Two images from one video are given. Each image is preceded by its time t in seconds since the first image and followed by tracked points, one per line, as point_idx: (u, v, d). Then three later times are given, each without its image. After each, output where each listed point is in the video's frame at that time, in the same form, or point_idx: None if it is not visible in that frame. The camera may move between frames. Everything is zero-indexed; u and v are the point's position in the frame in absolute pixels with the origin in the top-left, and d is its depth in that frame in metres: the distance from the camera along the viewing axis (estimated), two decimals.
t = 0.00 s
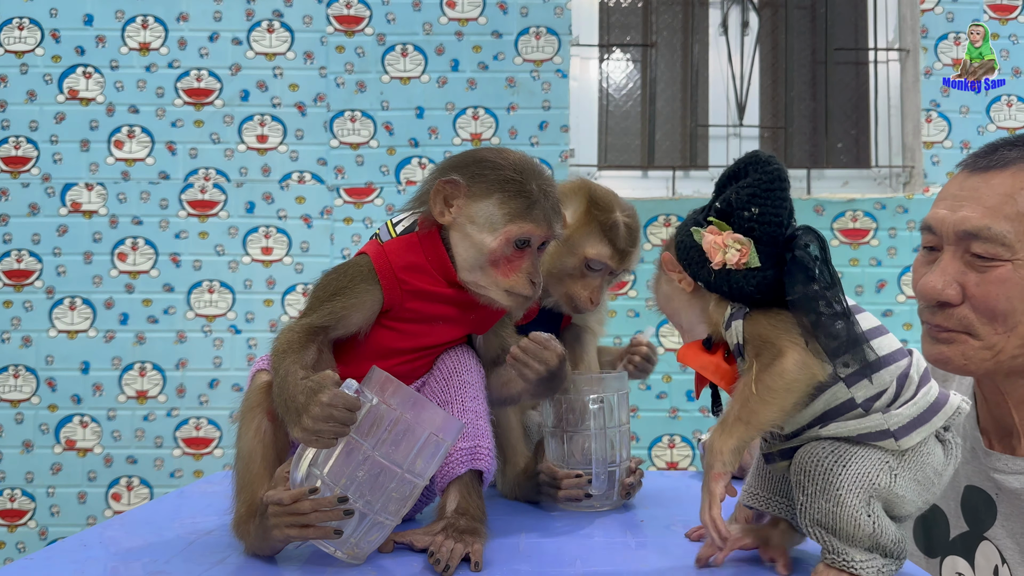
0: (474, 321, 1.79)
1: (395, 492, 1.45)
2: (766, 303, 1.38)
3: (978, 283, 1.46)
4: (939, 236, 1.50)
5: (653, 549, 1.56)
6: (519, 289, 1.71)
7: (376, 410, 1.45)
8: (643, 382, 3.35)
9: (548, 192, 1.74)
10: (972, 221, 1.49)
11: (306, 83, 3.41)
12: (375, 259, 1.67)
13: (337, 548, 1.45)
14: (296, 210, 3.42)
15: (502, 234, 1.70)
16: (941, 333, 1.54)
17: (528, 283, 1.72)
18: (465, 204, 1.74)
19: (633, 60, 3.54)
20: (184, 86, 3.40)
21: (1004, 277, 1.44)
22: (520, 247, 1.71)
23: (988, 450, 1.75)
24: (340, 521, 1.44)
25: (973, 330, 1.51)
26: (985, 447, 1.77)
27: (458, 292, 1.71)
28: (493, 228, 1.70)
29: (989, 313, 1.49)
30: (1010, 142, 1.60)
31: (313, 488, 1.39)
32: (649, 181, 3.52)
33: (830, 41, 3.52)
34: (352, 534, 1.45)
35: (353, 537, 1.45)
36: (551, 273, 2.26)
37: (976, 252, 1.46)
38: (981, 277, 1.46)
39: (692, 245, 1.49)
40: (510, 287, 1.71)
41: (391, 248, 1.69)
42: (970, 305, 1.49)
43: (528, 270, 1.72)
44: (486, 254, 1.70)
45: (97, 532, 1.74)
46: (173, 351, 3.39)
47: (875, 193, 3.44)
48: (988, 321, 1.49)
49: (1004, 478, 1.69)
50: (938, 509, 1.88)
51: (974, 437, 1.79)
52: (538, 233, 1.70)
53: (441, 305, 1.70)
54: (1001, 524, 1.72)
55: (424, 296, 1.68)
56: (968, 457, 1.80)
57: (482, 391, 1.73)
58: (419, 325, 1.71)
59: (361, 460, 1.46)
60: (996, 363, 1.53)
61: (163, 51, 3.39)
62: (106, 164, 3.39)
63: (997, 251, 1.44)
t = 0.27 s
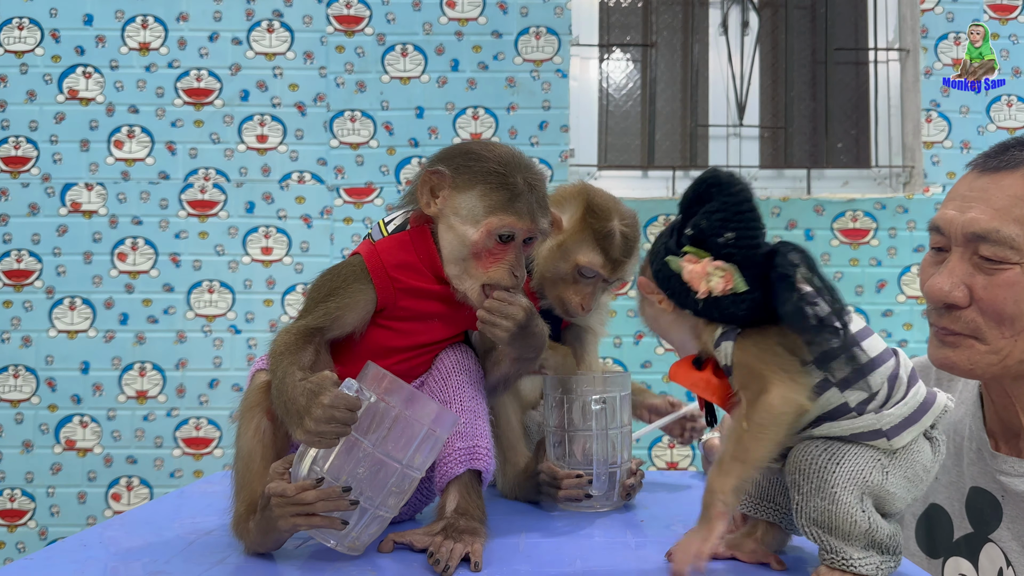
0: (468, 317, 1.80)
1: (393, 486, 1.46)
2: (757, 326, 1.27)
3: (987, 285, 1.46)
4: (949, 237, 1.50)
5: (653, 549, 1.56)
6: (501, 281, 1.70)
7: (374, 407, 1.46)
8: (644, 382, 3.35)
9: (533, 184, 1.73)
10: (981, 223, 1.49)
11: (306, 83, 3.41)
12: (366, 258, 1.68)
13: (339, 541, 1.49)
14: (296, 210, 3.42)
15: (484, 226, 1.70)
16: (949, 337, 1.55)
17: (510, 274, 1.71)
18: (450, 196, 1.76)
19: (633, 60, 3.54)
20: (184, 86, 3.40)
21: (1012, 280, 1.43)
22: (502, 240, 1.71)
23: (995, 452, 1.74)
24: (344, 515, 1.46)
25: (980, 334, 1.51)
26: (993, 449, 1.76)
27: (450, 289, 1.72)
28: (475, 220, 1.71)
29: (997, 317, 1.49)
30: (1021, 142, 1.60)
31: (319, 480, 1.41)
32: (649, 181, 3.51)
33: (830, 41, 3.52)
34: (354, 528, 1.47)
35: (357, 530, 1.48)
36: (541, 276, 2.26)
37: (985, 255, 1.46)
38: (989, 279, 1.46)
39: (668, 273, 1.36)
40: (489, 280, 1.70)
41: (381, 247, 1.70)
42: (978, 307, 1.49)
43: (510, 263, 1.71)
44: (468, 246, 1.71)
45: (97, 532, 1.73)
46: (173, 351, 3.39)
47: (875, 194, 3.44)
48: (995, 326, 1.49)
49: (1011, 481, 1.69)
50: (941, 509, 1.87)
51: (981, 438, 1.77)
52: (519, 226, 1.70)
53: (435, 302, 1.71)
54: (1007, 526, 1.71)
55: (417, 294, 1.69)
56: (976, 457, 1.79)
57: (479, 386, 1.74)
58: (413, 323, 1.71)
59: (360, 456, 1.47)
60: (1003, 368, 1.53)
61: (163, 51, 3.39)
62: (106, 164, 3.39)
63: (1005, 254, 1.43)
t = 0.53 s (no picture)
0: (467, 317, 1.79)
1: (395, 481, 1.48)
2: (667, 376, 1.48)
3: (984, 285, 1.46)
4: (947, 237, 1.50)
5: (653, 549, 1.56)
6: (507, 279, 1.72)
7: (375, 404, 1.47)
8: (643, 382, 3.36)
9: (533, 182, 1.76)
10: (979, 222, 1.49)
11: (307, 83, 3.41)
12: (365, 259, 1.67)
13: (341, 536, 1.51)
14: (296, 210, 3.42)
15: (490, 225, 1.71)
16: (945, 337, 1.54)
17: (516, 272, 1.72)
18: (453, 195, 1.76)
19: (633, 60, 3.54)
20: (184, 86, 3.40)
21: (1009, 280, 1.44)
22: (507, 238, 1.73)
23: (995, 451, 1.73)
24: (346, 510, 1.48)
25: (975, 336, 1.51)
26: (994, 448, 1.75)
27: (449, 288, 1.71)
28: (481, 218, 1.72)
29: (993, 316, 1.48)
30: (1019, 143, 1.59)
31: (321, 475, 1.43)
32: (649, 181, 3.51)
33: (830, 41, 3.52)
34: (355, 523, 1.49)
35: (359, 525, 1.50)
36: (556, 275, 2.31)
37: (982, 254, 1.46)
38: (986, 279, 1.46)
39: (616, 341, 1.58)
40: (497, 277, 1.71)
41: (379, 247, 1.69)
42: (975, 307, 1.48)
43: (515, 260, 1.73)
44: (474, 245, 1.72)
45: (97, 532, 1.73)
46: (173, 351, 3.39)
47: (875, 194, 3.44)
48: (992, 326, 1.48)
49: (1012, 480, 1.67)
50: (941, 507, 1.87)
51: (982, 438, 1.77)
52: (524, 223, 1.72)
53: (433, 302, 1.71)
54: (1006, 525, 1.70)
55: (415, 293, 1.68)
56: (977, 456, 1.79)
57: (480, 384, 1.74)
58: (411, 322, 1.71)
59: (362, 451, 1.48)
60: (999, 368, 1.54)
61: (163, 51, 3.39)
62: (106, 164, 3.39)
63: (1002, 254, 1.44)
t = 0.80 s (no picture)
0: (467, 316, 1.79)
1: (401, 485, 1.51)
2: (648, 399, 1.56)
3: (984, 283, 1.46)
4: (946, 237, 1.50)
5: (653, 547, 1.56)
6: (515, 267, 1.73)
7: (385, 411, 1.50)
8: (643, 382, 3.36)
9: (533, 172, 1.77)
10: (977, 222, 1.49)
11: (307, 83, 3.41)
12: (366, 257, 1.66)
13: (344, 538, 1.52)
14: (296, 210, 3.42)
15: (497, 214, 1.72)
16: (947, 335, 1.54)
17: (523, 261, 1.74)
18: (456, 187, 1.76)
19: (633, 59, 3.54)
20: (184, 86, 3.40)
21: (1008, 278, 1.44)
22: (513, 226, 1.74)
23: (994, 450, 1.72)
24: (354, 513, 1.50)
25: (977, 334, 1.50)
26: (992, 447, 1.74)
27: (450, 286, 1.72)
28: (487, 208, 1.72)
29: (995, 314, 1.48)
30: (1017, 141, 1.59)
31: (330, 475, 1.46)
32: (649, 181, 3.51)
33: (831, 41, 3.52)
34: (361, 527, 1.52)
35: (364, 528, 1.52)
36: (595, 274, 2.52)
37: (982, 252, 1.46)
38: (986, 277, 1.46)
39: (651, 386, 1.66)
40: (504, 267, 1.73)
41: (380, 245, 1.68)
42: (976, 306, 1.48)
43: (522, 249, 1.75)
44: (481, 236, 1.73)
45: (97, 532, 1.74)
46: (173, 351, 3.39)
47: (875, 194, 3.44)
48: (993, 323, 1.48)
49: (1010, 478, 1.67)
50: (940, 506, 1.86)
51: (982, 436, 1.75)
52: (528, 210, 1.74)
53: (435, 301, 1.71)
54: (1005, 524, 1.69)
55: (418, 291, 1.68)
56: (976, 455, 1.77)
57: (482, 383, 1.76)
58: (412, 321, 1.71)
59: (371, 455, 1.52)
60: (1003, 365, 1.52)
61: (163, 51, 3.39)
62: (106, 164, 3.39)
63: (1002, 252, 1.44)
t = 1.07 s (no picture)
0: (467, 311, 1.79)
1: (402, 481, 1.51)
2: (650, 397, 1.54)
3: (1002, 281, 1.46)
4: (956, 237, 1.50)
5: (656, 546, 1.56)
6: (523, 260, 1.76)
7: (388, 408, 1.51)
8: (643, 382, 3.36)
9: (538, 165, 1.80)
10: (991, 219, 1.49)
11: (307, 83, 3.41)
12: (363, 252, 1.67)
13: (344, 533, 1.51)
14: (296, 210, 3.42)
15: (507, 207, 1.74)
16: (964, 335, 1.52)
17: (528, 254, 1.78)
18: (466, 179, 1.77)
19: (633, 60, 3.54)
20: (184, 86, 3.40)
21: None
22: (520, 220, 1.76)
23: (996, 450, 1.72)
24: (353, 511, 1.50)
25: (999, 332, 1.49)
26: (994, 447, 1.74)
27: (449, 279, 1.72)
28: (499, 201, 1.75)
29: (1015, 311, 1.47)
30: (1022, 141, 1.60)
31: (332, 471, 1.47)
32: (649, 181, 3.51)
33: (830, 42, 3.52)
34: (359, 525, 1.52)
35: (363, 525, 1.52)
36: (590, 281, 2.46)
37: (998, 251, 1.46)
38: (1004, 275, 1.46)
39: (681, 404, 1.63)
40: (512, 259, 1.75)
41: (377, 240, 1.69)
42: (995, 304, 1.47)
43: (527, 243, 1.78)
44: (490, 228, 1.75)
45: (97, 532, 1.73)
46: (173, 351, 3.39)
47: (875, 194, 3.44)
48: (1015, 320, 1.47)
49: (1011, 478, 1.67)
50: (941, 506, 1.86)
51: (981, 436, 1.74)
52: (536, 204, 1.77)
53: (433, 296, 1.71)
54: (1007, 523, 1.69)
55: (416, 285, 1.69)
56: (976, 455, 1.77)
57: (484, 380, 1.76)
58: (411, 316, 1.71)
59: (372, 453, 1.52)
60: None
61: (163, 51, 3.39)
62: (106, 163, 3.39)
63: (1018, 248, 1.44)
